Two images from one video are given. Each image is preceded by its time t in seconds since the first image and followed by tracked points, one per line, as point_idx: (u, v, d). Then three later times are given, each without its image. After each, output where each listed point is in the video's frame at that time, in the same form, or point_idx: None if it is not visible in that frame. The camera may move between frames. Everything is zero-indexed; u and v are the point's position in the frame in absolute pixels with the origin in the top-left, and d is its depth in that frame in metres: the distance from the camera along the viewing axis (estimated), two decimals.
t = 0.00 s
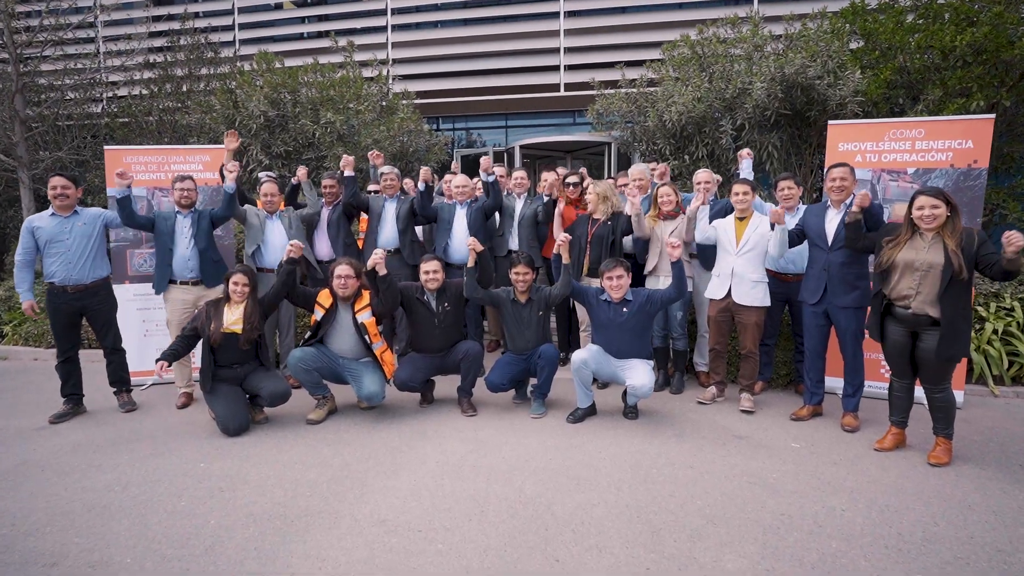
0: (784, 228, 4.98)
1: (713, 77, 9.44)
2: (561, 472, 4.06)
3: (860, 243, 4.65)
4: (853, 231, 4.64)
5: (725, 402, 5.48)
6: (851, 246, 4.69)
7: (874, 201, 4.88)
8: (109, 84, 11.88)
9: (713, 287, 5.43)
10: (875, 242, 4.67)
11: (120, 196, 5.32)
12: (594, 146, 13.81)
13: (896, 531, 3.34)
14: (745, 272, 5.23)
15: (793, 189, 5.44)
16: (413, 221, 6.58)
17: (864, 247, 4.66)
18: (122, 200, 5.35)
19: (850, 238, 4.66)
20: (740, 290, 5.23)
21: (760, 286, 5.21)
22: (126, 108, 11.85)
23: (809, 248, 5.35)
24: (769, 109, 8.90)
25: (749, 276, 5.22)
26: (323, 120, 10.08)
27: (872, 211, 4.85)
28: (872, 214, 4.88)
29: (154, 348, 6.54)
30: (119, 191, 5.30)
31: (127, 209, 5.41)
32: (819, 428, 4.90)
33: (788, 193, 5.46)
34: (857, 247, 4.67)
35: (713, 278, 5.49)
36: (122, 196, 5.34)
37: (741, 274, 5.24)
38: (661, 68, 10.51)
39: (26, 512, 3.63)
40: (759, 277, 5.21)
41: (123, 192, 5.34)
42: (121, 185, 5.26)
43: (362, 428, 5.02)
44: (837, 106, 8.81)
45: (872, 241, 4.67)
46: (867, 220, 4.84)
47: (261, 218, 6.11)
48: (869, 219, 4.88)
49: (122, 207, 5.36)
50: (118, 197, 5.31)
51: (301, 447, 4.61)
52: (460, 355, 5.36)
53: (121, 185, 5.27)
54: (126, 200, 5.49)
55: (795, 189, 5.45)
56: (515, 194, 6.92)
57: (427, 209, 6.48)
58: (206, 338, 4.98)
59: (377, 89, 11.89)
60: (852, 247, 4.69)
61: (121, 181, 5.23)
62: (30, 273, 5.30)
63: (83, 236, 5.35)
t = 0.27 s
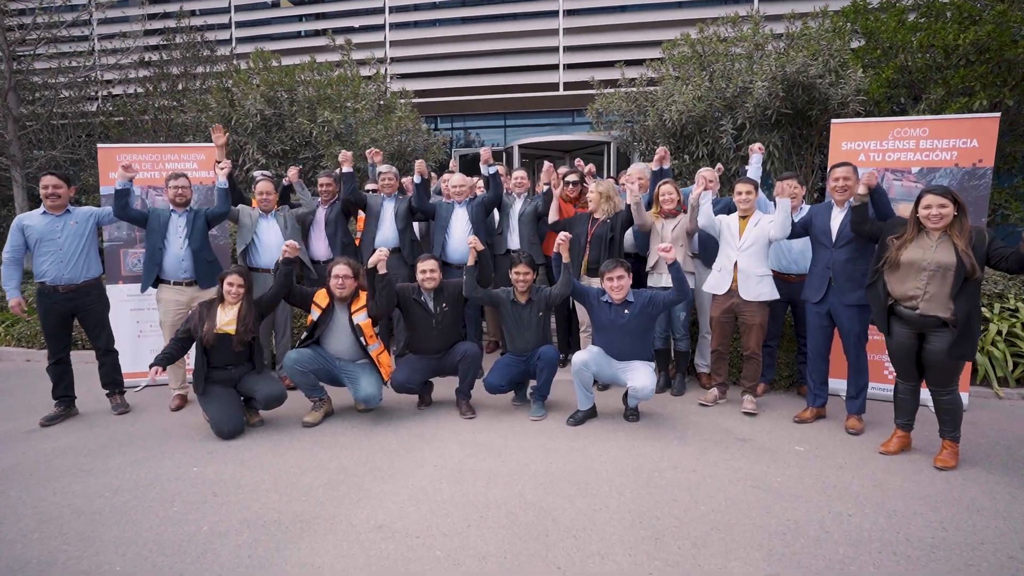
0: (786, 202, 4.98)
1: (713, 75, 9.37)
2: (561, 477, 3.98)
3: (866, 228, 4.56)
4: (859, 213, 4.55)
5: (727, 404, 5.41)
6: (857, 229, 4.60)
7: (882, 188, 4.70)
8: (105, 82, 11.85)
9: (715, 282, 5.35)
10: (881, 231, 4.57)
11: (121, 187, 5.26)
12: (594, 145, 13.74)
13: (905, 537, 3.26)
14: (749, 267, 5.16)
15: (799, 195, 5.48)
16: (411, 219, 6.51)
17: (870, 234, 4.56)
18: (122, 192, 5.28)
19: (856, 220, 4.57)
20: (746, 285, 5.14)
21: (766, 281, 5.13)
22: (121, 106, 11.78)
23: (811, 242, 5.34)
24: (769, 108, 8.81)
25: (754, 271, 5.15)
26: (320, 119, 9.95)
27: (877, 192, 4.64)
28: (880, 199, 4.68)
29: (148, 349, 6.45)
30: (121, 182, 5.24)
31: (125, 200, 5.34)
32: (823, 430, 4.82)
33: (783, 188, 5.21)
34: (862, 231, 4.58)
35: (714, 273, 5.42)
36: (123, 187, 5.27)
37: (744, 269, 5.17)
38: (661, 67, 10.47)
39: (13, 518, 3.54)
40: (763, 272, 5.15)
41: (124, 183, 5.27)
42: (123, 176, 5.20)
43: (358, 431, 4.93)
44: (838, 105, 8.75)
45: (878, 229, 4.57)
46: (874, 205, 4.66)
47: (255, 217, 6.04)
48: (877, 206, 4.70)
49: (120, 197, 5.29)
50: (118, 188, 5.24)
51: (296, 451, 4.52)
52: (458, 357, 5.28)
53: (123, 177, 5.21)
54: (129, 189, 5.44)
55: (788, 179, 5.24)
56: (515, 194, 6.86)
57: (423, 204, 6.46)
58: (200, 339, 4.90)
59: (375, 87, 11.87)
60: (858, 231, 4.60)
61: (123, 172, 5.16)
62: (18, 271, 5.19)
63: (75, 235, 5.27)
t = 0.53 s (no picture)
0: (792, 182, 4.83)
1: (713, 75, 9.30)
2: (561, 482, 3.90)
3: (879, 212, 4.45)
4: (870, 198, 4.44)
5: (728, 407, 5.32)
6: (870, 215, 4.50)
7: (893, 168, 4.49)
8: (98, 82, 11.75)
9: (716, 276, 5.23)
10: (894, 218, 4.47)
11: (100, 180, 5.16)
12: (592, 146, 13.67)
13: (914, 544, 3.18)
14: (754, 260, 5.07)
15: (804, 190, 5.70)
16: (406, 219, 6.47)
17: (882, 219, 4.48)
18: (102, 185, 5.18)
19: (868, 206, 4.47)
20: (753, 277, 5.05)
21: (772, 271, 5.06)
22: (114, 105, 11.67)
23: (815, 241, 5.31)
24: (769, 108, 8.75)
25: (759, 262, 5.07)
26: (316, 119, 9.85)
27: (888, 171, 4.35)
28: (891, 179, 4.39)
29: (140, 352, 6.35)
30: (100, 174, 5.16)
31: (108, 193, 5.23)
32: (826, 434, 4.74)
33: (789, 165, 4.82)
34: (874, 216, 4.48)
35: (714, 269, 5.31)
36: (103, 179, 5.18)
37: (749, 262, 5.08)
38: (660, 67, 10.42)
39: None
40: (768, 263, 5.07)
41: (104, 176, 5.19)
42: (102, 168, 5.12)
43: (354, 435, 4.84)
44: (838, 105, 8.73)
45: (891, 215, 4.47)
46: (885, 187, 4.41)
47: (249, 217, 5.96)
48: (892, 189, 4.43)
49: (101, 191, 5.19)
50: (97, 181, 5.16)
51: (290, 456, 4.42)
52: (456, 359, 5.18)
53: (101, 169, 5.12)
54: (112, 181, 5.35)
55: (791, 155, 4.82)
56: (514, 194, 6.78)
57: (422, 199, 6.45)
58: (192, 342, 4.81)
59: (372, 87, 11.81)
60: (870, 216, 4.50)
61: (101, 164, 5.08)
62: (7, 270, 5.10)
63: (65, 236, 5.17)
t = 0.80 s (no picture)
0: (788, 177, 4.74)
1: (712, 75, 9.25)
2: (560, 486, 3.82)
3: (894, 202, 4.29)
4: (886, 187, 4.28)
5: (729, 410, 5.25)
6: (884, 204, 4.35)
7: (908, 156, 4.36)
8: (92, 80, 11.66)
9: (718, 275, 5.15)
10: (906, 210, 4.31)
11: (93, 178, 5.09)
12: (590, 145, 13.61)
13: (922, 551, 3.11)
14: (757, 258, 5.00)
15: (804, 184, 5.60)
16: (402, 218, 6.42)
17: (895, 210, 4.32)
18: (95, 183, 5.12)
19: (882, 195, 4.31)
20: (756, 274, 4.97)
21: (775, 269, 4.98)
22: (108, 104, 11.57)
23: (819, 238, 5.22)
24: (769, 108, 8.69)
25: (762, 260, 4.99)
26: (313, 117, 9.77)
27: (901, 160, 4.28)
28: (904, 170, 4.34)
29: (132, 353, 6.26)
30: (94, 172, 5.08)
31: (98, 193, 5.17)
32: (829, 437, 4.67)
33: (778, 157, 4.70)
34: (889, 205, 4.32)
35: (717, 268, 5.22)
36: (95, 178, 5.11)
37: (752, 260, 5.00)
38: (658, 66, 10.38)
39: None
40: (772, 261, 4.99)
41: (97, 174, 5.13)
42: (96, 166, 5.05)
43: (349, 437, 4.75)
44: (839, 104, 8.67)
45: (905, 205, 4.32)
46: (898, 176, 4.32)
47: (244, 215, 5.90)
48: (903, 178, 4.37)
49: (92, 190, 5.12)
50: (90, 179, 5.09)
51: (283, 459, 4.33)
52: (453, 361, 5.09)
53: (97, 167, 5.06)
54: (106, 180, 5.29)
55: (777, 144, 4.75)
56: (512, 194, 6.70)
57: (418, 199, 6.42)
58: (184, 344, 4.72)
59: (369, 86, 11.76)
60: (884, 206, 4.35)
61: (97, 162, 5.02)
62: None
63: (54, 234, 5.08)
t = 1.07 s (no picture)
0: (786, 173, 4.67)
1: (711, 75, 9.18)
2: (560, 492, 3.73)
3: (913, 198, 4.24)
4: (907, 180, 4.22)
5: (730, 413, 5.17)
6: (902, 199, 4.29)
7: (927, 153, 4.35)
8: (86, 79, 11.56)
9: (723, 279, 5.05)
10: (922, 208, 4.26)
11: (87, 175, 4.99)
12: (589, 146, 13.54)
13: (931, 561, 3.03)
14: (761, 258, 4.91)
15: (808, 186, 5.54)
16: (400, 218, 6.34)
17: (911, 206, 4.27)
18: (88, 181, 5.01)
19: (903, 189, 4.24)
20: (760, 275, 4.89)
21: (779, 268, 4.92)
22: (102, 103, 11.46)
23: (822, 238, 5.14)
24: (769, 108, 8.64)
25: (766, 260, 4.91)
26: (309, 116, 9.69)
27: (922, 156, 4.27)
28: (924, 166, 4.33)
29: (123, 355, 6.15)
30: (88, 170, 4.99)
31: (91, 190, 5.05)
32: (832, 441, 4.59)
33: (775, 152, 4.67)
34: (907, 201, 4.27)
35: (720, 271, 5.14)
36: (89, 175, 5.01)
37: (756, 260, 4.91)
38: (657, 66, 10.32)
39: None
40: (775, 261, 4.92)
41: (91, 172, 5.03)
42: (91, 163, 4.96)
43: (343, 442, 4.65)
44: (838, 105, 8.65)
45: (922, 203, 4.27)
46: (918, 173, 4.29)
47: (236, 215, 5.80)
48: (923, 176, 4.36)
49: (84, 187, 5.01)
50: (84, 177, 4.98)
51: (276, 464, 4.24)
52: (449, 363, 5.00)
53: (92, 165, 4.96)
54: (99, 179, 5.19)
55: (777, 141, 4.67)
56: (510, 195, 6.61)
57: (417, 200, 6.37)
58: (175, 346, 4.62)
59: (365, 85, 11.69)
60: (902, 201, 4.30)
61: (91, 159, 4.93)
62: None
63: (43, 235, 4.98)
